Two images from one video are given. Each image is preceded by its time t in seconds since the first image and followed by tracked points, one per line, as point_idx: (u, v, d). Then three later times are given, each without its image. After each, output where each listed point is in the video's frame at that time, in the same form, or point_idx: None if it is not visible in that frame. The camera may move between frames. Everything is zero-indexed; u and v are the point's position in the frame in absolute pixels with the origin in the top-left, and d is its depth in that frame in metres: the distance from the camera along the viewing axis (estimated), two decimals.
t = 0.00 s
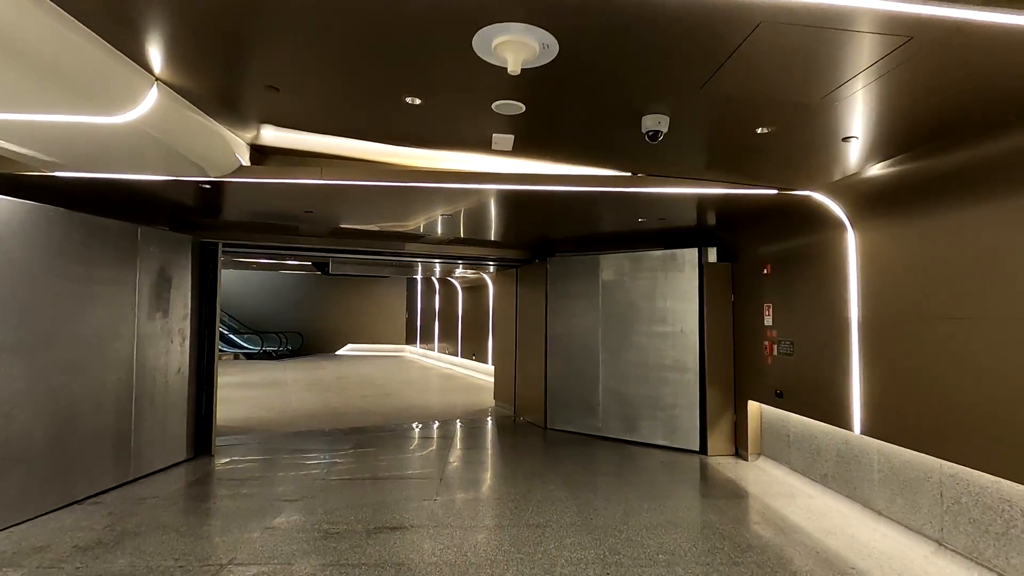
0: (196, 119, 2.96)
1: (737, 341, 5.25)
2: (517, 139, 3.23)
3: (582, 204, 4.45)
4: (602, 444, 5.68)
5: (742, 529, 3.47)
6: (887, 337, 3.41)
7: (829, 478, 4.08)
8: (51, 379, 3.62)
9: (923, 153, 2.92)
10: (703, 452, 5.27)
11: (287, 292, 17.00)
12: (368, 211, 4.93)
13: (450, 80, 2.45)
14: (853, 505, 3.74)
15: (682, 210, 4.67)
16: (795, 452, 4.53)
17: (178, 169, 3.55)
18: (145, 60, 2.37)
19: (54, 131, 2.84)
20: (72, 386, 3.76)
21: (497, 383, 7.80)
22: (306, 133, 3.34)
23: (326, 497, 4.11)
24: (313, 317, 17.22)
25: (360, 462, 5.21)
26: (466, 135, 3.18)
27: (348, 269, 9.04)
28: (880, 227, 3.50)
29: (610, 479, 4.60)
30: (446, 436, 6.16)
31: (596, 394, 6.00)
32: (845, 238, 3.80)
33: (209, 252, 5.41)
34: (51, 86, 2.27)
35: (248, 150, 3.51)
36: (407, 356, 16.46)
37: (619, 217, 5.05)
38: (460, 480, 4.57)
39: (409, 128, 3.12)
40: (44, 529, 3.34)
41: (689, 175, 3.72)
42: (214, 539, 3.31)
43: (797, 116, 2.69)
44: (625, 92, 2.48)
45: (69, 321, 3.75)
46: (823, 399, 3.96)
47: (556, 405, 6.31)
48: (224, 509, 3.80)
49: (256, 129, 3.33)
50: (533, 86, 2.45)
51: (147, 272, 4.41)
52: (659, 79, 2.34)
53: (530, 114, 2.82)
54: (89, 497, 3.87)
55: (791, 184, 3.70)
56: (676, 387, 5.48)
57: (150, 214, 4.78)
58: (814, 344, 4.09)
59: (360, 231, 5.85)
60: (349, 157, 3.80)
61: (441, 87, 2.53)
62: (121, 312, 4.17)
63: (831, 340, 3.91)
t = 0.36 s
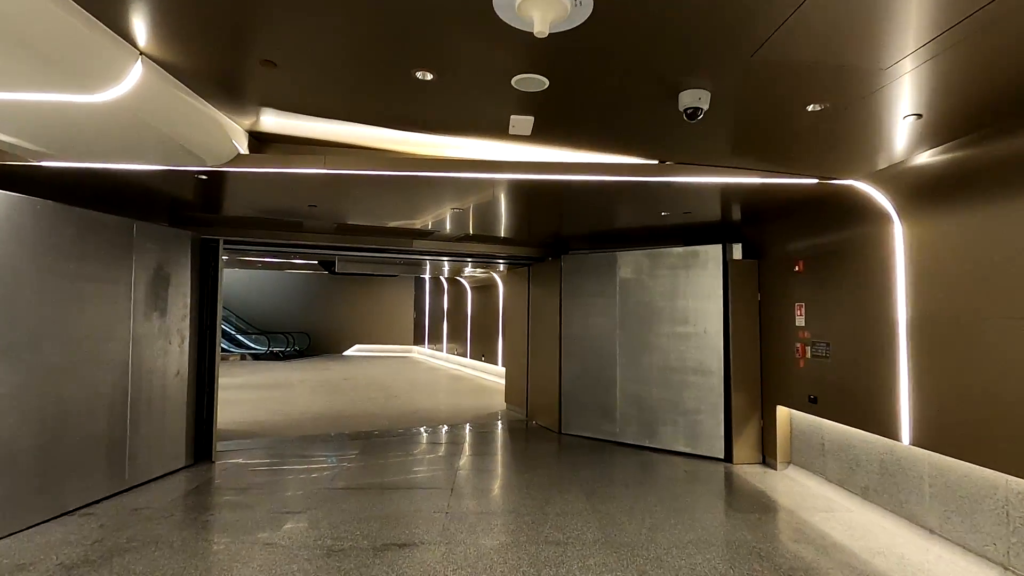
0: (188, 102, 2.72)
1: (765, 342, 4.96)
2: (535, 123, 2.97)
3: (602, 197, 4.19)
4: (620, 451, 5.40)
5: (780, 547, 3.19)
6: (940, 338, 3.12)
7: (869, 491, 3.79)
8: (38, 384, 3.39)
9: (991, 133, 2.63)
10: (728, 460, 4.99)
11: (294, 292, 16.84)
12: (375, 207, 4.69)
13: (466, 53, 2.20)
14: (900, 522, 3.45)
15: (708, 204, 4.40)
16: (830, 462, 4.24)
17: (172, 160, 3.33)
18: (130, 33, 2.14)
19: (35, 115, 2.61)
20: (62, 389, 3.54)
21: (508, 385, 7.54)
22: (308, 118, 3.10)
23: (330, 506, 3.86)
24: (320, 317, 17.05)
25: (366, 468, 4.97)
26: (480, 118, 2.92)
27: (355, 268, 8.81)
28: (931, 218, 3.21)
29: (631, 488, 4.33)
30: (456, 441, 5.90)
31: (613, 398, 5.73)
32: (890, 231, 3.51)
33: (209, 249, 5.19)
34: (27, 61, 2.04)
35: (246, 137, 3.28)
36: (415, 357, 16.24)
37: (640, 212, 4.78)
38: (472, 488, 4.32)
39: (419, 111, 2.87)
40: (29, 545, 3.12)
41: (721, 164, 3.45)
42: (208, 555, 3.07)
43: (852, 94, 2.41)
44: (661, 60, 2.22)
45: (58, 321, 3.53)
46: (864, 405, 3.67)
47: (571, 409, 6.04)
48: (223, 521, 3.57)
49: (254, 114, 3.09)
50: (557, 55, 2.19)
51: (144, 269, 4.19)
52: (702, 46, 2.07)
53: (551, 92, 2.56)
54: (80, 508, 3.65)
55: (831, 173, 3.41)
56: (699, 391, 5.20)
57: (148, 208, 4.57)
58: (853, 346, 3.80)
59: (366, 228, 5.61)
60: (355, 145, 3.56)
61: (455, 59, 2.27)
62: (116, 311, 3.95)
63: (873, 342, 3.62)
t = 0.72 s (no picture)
0: (169, 84, 2.49)
1: (788, 346, 4.70)
2: (550, 111, 2.74)
3: (617, 193, 3.95)
4: (634, 460, 5.15)
5: (815, 570, 2.94)
6: (992, 343, 2.86)
7: (908, 506, 3.53)
8: (19, 393, 3.18)
9: None
10: (749, 470, 4.73)
11: (298, 294, 16.67)
12: (378, 205, 4.47)
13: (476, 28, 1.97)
14: (945, 542, 3.19)
15: (729, 201, 4.16)
16: (862, 474, 3.97)
17: (160, 154, 3.11)
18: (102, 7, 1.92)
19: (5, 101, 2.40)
20: (45, 398, 3.34)
21: (516, 390, 7.30)
22: (304, 106, 2.88)
23: (330, 521, 3.63)
24: (325, 319, 16.87)
25: (370, 478, 4.74)
26: (489, 105, 2.69)
27: (358, 269, 8.59)
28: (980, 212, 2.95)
29: (648, 501, 4.08)
30: (462, 448, 5.68)
31: (627, 404, 5.48)
32: (931, 226, 3.25)
33: (205, 249, 4.98)
34: None
35: (238, 128, 3.06)
36: (421, 359, 16.02)
37: (656, 210, 4.54)
38: (481, 501, 4.08)
39: (423, 97, 2.64)
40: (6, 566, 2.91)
41: (748, 156, 3.19)
42: None
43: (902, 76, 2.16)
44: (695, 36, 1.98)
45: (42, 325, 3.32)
46: (902, 415, 3.41)
47: (582, 415, 5.80)
48: (216, 538, 3.36)
49: (246, 103, 2.87)
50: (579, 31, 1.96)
51: (135, 269, 3.99)
52: (742, 18, 1.83)
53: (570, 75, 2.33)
54: (65, 523, 3.44)
55: (868, 164, 3.16)
56: (718, 398, 4.94)
57: (139, 205, 4.36)
58: (890, 351, 3.54)
59: (369, 227, 5.39)
60: (355, 137, 3.33)
61: (464, 37, 2.05)
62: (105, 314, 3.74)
63: (912, 347, 3.36)
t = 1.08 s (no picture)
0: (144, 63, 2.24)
1: (816, 348, 4.39)
2: (563, 89, 2.46)
3: (634, 185, 3.67)
4: (651, 469, 4.86)
5: None
6: None
7: (957, 524, 3.22)
8: None
9: None
10: (775, 482, 4.42)
11: (303, 296, 16.48)
12: (378, 201, 4.21)
13: None
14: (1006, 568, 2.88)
15: (754, 192, 3.86)
16: (902, 487, 3.65)
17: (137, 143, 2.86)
18: None
19: None
20: (17, 407, 3.09)
21: (524, 395, 7.01)
22: (292, 85, 2.62)
23: (325, 538, 3.37)
24: (329, 322, 16.66)
25: (370, 488, 4.47)
26: (495, 82, 2.41)
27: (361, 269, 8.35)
28: None
29: (669, 516, 3.79)
30: (469, 457, 5.41)
31: (642, 410, 5.18)
32: (985, 215, 2.94)
33: (197, 248, 4.73)
34: None
35: (220, 113, 2.81)
36: (426, 362, 15.78)
37: (674, 203, 4.25)
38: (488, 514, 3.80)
39: (422, 74, 2.37)
40: None
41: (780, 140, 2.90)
42: None
43: (973, 41, 1.86)
44: None
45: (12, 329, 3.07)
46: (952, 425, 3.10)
47: (594, 422, 5.50)
48: (201, 557, 3.10)
49: (231, 83, 2.62)
50: None
51: (119, 269, 3.75)
52: None
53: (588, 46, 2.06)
54: (39, 542, 3.19)
55: (915, 148, 2.86)
56: (740, 404, 4.63)
57: (127, 201, 4.12)
58: (936, 354, 3.23)
59: (370, 225, 5.13)
60: (350, 122, 3.07)
61: None
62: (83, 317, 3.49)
63: (964, 349, 3.05)
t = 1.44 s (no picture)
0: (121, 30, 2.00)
1: (855, 348, 4.07)
2: (585, 59, 2.19)
3: (659, 170, 3.39)
4: (673, 477, 4.57)
5: None
6: None
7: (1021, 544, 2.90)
8: None
9: None
10: (809, 492, 4.12)
11: (312, 295, 16.33)
12: (383, 192, 3.96)
13: None
14: None
15: (789, 180, 3.56)
16: (956, 501, 3.33)
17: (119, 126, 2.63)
18: None
19: None
20: None
21: (537, 397, 6.74)
22: (285, 58, 2.37)
23: (325, 553, 3.12)
24: (338, 322, 16.50)
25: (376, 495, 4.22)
26: (507, 49, 2.13)
27: (369, 267, 8.12)
28: None
29: (696, 530, 3.50)
30: (480, 462, 5.15)
31: (663, 414, 4.89)
32: None
33: (195, 244, 4.51)
34: None
35: (208, 91, 2.57)
36: (437, 362, 15.55)
37: (699, 193, 3.96)
38: (500, 526, 3.53)
39: (425, 40, 2.10)
40: None
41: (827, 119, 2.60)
42: None
43: None
44: None
45: None
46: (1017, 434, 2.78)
47: (612, 426, 5.22)
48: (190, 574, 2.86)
49: (218, 57, 2.38)
50: None
51: (109, 264, 3.53)
52: None
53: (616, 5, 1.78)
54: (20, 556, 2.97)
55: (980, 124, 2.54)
56: (770, 407, 4.32)
57: (119, 193, 3.91)
58: (997, 354, 2.91)
59: (376, 219, 4.88)
60: (350, 100, 2.82)
61: None
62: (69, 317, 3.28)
63: None
